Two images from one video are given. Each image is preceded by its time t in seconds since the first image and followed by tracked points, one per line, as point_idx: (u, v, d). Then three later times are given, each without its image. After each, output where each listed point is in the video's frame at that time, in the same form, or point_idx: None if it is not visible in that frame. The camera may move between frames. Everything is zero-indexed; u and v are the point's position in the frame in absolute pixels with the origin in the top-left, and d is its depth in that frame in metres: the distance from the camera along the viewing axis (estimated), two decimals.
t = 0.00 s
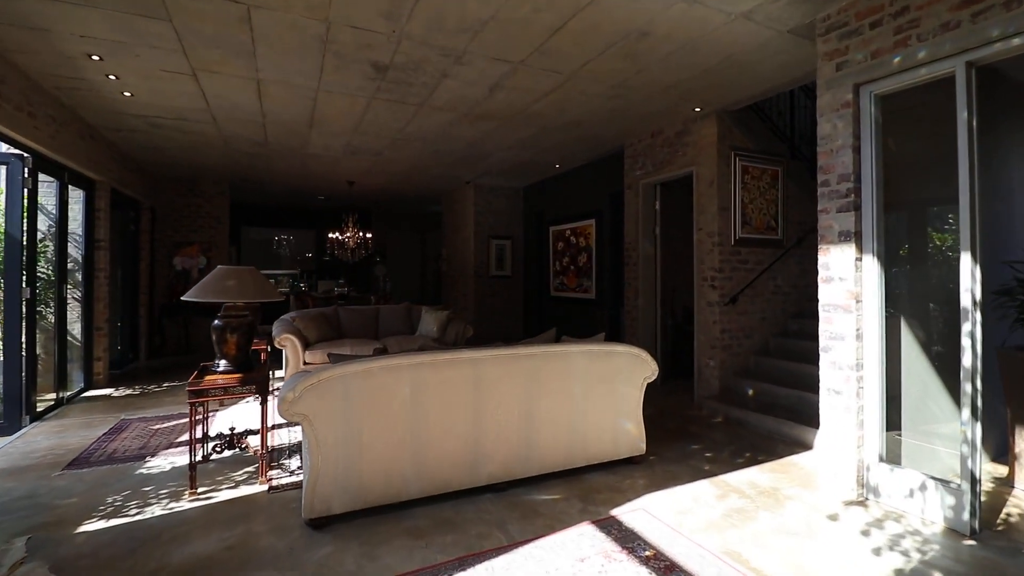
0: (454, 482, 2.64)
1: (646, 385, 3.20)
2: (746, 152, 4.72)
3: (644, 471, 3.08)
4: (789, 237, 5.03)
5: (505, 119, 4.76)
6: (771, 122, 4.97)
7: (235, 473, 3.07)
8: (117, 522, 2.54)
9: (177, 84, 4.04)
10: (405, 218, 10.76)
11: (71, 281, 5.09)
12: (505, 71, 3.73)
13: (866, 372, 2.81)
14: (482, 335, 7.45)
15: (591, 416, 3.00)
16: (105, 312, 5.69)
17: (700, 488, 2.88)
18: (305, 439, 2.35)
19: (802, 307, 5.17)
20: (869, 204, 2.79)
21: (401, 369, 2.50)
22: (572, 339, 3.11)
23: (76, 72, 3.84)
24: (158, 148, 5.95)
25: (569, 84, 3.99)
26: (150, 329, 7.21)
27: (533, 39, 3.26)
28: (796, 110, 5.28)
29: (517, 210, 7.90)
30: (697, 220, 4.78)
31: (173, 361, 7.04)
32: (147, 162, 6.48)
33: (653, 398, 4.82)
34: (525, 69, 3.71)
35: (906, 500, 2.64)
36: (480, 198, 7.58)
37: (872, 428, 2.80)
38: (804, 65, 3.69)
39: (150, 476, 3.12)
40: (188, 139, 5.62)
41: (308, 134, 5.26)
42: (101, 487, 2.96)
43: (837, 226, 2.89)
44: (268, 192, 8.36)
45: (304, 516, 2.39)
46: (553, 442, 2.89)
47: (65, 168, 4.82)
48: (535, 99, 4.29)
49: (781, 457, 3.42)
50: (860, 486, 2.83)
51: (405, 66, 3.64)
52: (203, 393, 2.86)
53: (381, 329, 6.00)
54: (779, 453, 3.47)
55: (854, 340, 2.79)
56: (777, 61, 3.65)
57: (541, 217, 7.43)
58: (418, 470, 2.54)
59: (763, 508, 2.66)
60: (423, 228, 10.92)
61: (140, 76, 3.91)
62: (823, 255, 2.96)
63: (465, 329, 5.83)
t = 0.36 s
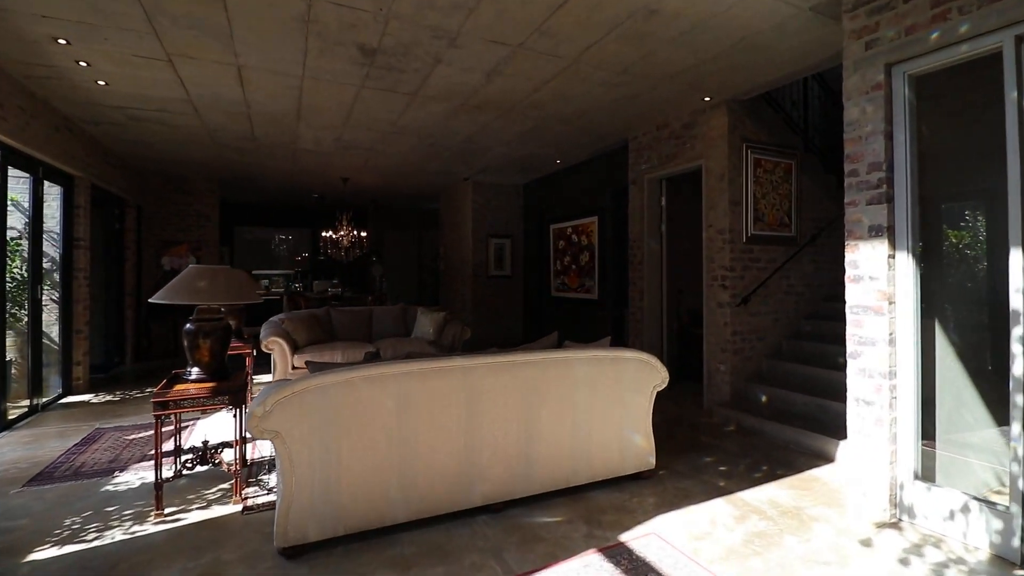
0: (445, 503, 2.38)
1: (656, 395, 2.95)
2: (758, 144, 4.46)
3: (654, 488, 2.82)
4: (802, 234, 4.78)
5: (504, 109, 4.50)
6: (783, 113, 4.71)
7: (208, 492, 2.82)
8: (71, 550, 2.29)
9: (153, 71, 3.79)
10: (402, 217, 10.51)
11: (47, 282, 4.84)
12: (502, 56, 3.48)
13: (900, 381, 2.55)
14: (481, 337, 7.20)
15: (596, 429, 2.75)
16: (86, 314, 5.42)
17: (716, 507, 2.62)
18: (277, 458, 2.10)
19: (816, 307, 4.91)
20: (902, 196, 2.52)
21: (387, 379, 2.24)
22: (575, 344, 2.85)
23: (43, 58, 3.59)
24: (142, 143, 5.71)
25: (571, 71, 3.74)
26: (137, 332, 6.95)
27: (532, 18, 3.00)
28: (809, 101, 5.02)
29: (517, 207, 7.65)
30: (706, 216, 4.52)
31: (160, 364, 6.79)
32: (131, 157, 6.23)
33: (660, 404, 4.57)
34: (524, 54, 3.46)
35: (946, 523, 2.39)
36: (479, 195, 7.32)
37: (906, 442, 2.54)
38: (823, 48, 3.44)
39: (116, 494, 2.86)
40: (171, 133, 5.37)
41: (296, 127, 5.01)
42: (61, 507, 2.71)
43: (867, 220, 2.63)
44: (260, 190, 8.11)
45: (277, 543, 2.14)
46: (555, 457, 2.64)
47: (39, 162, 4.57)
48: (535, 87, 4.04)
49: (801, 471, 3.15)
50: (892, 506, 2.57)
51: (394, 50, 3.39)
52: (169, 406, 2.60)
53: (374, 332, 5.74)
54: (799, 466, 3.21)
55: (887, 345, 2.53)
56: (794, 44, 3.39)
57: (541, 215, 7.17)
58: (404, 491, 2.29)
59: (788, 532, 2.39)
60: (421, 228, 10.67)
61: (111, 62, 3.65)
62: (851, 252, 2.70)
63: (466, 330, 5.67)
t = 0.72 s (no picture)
0: (430, 532, 2.11)
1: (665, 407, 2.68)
2: (771, 135, 4.19)
3: (664, 511, 2.55)
4: (816, 231, 4.51)
5: (500, 99, 4.23)
6: (796, 103, 4.44)
7: (170, 517, 2.56)
8: None
9: (123, 56, 3.52)
10: (398, 216, 10.25)
11: (17, 283, 4.57)
12: (497, 37, 3.21)
13: (939, 394, 2.27)
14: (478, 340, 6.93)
15: (600, 446, 2.48)
16: (61, 317, 5.11)
17: (733, 533, 2.35)
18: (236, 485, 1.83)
19: (830, 309, 4.64)
20: (942, 187, 2.25)
21: (363, 394, 1.97)
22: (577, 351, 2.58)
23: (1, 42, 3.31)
24: (121, 137, 5.44)
25: (572, 55, 3.47)
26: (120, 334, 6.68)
27: None
28: (822, 92, 4.75)
29: (516, 205, 7.38)
30: (715, 212, 4.25)
31: (144, 368, 6.52)
32: (112, 152, 5.95)
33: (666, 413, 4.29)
34: (520, 35, 3.19)
35: (993, 554, 2.12)
36: (476, 192, 7.05)
37: (946, 462, 2.27)
38: (843, 29, 3.17)
39: (69, 517, 2.59)
40: (151, 126, 5.09)
41: (281, 119, 4.73)
42: (5, 534, 2.43)
43: (901, 214, 2.36)
44: (250, 187, 7.84)
45: None
46: (554, 478, 2.37)
47: (6, 156, 4.29)
48: (533, 74, 3.77)
49: (824, 490, 2.88)
50: (931, 533, 2.30)
51: (380, 31, 3.11)
52: (124, 422, 2.33)
53: (366, 335, 5.45)
54: (820, 485, 2.93)
55: (925, 353, 2.26)
56: (813, 24, 3.12)
57: (541, 212, 6.90)
58: (383, 520, 2.02)
59: (816, 564, 2.12)
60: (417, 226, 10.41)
61: (76, 46, 3.39)
62: (883, 249, 2.43)
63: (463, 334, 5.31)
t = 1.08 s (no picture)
0: (414, 566, 1.87)
1: (676, 421, 2.43)
2: (785, 128, 3.94)
3: (675, 537, 2.31)
4: (831, 230, 4.27)
5: (497, 89, 3.99)
6: (811, 94, 4.20)
7: (130, 543, 2.31)
8: None
9: (92, 40, 3.28)
10: (394, 214, 10.01)
11: None
12: (493, 19, 2.97)
13: (987, 410, 2.03)
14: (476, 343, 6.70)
15: (606, 465, 2.24)
16: (37, 319, 4.88)
17: (755, 564, 2.11)
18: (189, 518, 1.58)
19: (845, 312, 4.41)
20: (989, 179, 2.01)
21: (337, 411, 1.72)
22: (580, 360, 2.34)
23: None
24: (101, 131, 5.20)
25: (574, 39, 3.23)
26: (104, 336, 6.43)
27: None
28: (837, 83, 4.51)
29: (515, 203, 7.14)
30: (725, 210, 4.01)
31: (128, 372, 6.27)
32: (93, 147, 5.71)
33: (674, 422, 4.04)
34: (517, 16, 2.95)
35: None
36: (473, 190, 6.81)
37: (994, 486, 2.03)
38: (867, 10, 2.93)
39: (18, 544, 2.34)
40: (131, 118, 4.85)
41: (267, 111, 4.49)
42: None
43: (942, 209, 2.13)
44: (240, 185, 7.60)
45: None
46: (555, 502, 2.12)
47: None
48: (532, 61, 3.53)
49: (849, 512, 2.64)
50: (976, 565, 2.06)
51: (366, 12, 2.87)
52: (72, 440, 2.08)
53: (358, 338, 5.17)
54: (846, 507, 2.69)
55: (971, 364, 2.02)
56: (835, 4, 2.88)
57: (541, 211, 6.66)
58: (360, 554, 1.78)
59: None
60: (414, 226, 10.18)
61: (40, 29, 3.15)
62: (921, 248, 2.20)
63: (459, 336, 4.94)
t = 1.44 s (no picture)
0: None
1: (691, 438, 2.18)
2: (799, 118, 3.70)
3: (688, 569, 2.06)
4: (846, 227, 4.04)
5: (492, 77, 3.74)
6: (825, 83, 3.96)
7: None
8: None
9: (52, 22, 3.02)
10: (389, 213, 9.75)
11: None
12: None
13: None
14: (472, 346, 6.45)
15: (613, 490, 1.99)
16: (5, 323, 4.60)
17: None
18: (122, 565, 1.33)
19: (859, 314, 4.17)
20: None
21: (302, 435, 1.47)
22: (585, 370, 2.09)
23: None
24: (76, 124, 4.94)
25: (575, 20, 2.98)
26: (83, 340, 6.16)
27: None
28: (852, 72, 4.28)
29: (512, 201, 6.88)
30: (735, 206, 3.76)
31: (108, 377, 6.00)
32: (70, 141, 5.44)
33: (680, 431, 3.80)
34: None
35: None
36: (469, 187, 6.56)
37: None
38: None
39: None
40: (106, 111, 4.58)
41: (249, 102, 4.23)
42: None
43: (993, 200, 1.90)
44: (228, 182, 7.34)
45: None
46: (557, 534, 1.87)
47: None
48: (529, 46, 3.28)
49: (879, 536, 2.40)
50: None
51: None
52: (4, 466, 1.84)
53: (347, 342, 4.91)
54: (875, 531, 2.44)
55: None
56: None
57: (539, 209, 6.41)
58: None
59: None
60: (409, 225, 9.92)
61: None
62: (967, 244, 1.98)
63: (454, 339, 4.71)
